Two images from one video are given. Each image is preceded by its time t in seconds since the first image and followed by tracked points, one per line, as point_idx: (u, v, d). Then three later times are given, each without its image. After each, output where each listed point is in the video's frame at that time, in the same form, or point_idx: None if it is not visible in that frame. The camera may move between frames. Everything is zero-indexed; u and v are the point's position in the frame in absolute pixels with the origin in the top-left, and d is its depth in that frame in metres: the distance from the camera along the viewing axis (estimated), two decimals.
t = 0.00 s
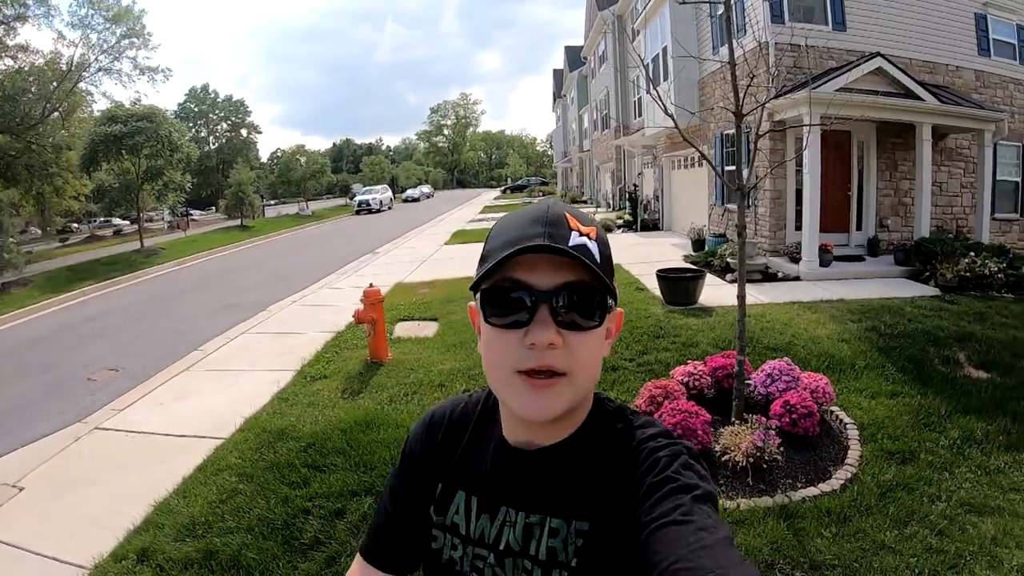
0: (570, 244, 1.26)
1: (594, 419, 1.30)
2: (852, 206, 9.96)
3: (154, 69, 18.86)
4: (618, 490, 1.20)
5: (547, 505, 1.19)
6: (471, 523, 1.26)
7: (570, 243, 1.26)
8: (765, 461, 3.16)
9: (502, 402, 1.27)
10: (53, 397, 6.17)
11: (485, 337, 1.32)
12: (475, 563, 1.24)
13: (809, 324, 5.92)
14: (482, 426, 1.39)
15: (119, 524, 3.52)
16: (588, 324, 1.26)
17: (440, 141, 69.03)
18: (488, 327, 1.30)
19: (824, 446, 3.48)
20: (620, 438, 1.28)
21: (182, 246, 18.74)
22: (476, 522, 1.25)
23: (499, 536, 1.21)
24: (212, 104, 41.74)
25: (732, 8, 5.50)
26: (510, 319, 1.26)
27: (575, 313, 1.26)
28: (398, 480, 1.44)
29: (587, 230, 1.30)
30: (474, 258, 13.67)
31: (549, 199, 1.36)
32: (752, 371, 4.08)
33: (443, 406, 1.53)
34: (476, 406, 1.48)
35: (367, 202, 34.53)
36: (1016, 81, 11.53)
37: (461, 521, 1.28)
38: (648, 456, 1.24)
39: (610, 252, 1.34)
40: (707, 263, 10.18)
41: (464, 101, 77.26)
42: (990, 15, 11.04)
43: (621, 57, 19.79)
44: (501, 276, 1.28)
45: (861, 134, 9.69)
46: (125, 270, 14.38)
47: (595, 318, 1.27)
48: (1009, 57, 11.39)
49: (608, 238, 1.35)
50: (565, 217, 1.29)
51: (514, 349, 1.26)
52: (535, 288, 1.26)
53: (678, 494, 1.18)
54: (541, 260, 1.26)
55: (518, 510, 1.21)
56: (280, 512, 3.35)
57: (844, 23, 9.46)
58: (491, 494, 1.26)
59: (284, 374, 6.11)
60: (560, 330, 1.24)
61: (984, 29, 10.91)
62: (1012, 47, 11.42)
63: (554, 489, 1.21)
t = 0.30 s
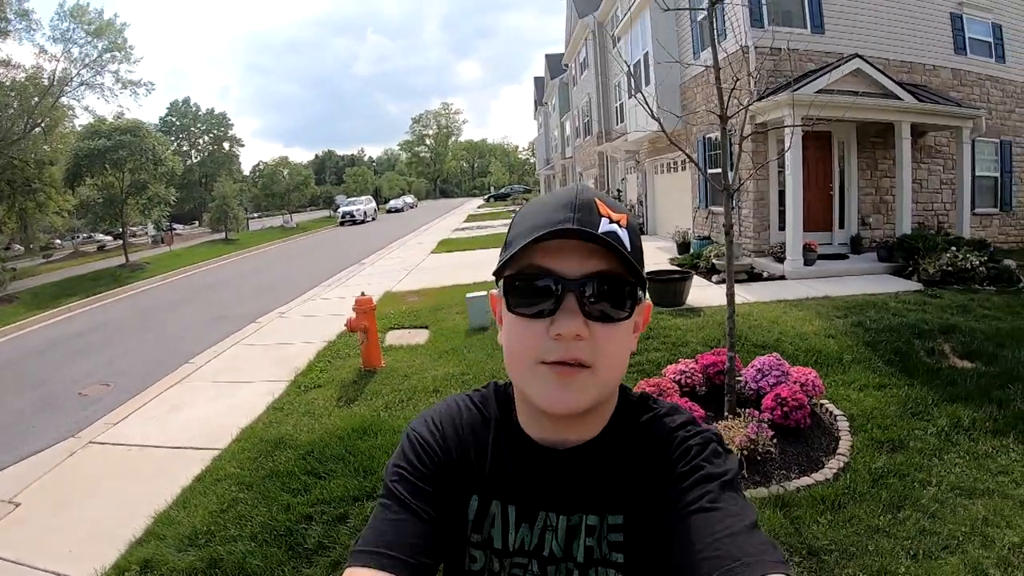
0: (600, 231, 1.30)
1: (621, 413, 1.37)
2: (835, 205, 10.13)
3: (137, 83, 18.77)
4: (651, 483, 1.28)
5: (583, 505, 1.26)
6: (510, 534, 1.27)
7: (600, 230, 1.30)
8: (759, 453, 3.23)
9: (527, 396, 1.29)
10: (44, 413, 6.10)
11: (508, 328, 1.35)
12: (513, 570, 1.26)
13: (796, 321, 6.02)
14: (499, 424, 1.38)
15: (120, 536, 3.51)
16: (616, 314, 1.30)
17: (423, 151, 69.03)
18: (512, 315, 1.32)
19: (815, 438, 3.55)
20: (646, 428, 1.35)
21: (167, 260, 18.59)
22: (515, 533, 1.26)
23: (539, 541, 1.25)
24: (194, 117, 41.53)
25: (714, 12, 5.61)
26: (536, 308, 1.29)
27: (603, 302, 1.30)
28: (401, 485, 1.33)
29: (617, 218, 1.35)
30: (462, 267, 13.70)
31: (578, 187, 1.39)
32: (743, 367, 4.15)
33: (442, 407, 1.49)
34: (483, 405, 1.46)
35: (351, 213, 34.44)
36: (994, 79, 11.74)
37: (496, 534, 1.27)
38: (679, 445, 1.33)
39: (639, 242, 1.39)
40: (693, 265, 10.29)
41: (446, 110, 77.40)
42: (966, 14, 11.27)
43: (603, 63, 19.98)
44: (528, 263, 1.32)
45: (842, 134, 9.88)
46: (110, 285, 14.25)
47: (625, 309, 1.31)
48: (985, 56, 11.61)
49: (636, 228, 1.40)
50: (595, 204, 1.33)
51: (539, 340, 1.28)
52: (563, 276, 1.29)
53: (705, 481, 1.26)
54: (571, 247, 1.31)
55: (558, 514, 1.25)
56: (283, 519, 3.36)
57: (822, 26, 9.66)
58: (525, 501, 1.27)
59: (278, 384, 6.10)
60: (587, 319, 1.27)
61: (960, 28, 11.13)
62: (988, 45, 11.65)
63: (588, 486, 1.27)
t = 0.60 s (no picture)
0: (603, 242, 1.32)
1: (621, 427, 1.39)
2: (817, 205, 10.32)
3: (118, 92, 18.62)
4: (656, 495, 1.29)
5: (589, 522, 1.26)
6: (522, 556, 1.24)
7: (605, 241, 1.32)
8: (752, 445, 3.30)
9: (530, 412, 1.29)
10: (35, 426, 6.04)
11: (510, 340, 1.35)
12: None
13: (782, 318, 6.13)
14: (499, 441, 1.36)
15: (121, 546, 3.50)
16: (619, 326, 1.31)
17: (405, 158, 68.99)
18: (514, 327, 1.33)
19: (805, 429, 3.63)
20: (649, 442, 1.38)
21: (151, 271, 18.39)
22: (527, 553, 1.24)
23: (548, 561, 1.23)
24: (175, 127, 41.23)
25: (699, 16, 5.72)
26: (539, 321, 1.31)
27: (606, 316, 1.31)
28: (405, 508, 1.27)
29: (621, 230, 1.37)
30: (449, 272, 13.72)
31: (580, 199, 1.42)
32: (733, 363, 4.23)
33: (435, 427, 1.45)
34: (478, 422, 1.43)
35: (334, 221, 34.28)
36: (971, 79, 11.99)
37: (508, 556, 1.25)
38: (684, 459, 1.35)
39: (642, 254, 1.41)
40: (679, 266, 10.40)
41: (429, 117, 77.39)
42: (942, 16, 11.53)
43: (585, 69, 20.16)
44: (531, 275, 1.33)
45: (822, 135, 10.08)
46: (94, 297, 14.08)
47: (628, 321, 1.33)
48: (961, 56, 11.87)
49: (640, 240, 1.42)
50: (599, 215, 1.35)
51: (542, 352, 1.29)
52: (566, 288, 1.31)
53: (706, 496, 1.28)
54: (573, 258, 1.33)
55: (568, 532, 1.25)
56: (287, 523, 3.38)
57: (801, 30, 9.86)
58: (534, 520, 1.26)
59: (272, 391, 6.10)
60: (590, 333, 1.29)
61: (935, 29, 11.38)
62: (964, 46, 11.92)
63: (594, 503, 1.27)
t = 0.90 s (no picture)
0: (594, 245, 1.32)
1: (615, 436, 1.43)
2: (807, 197, 10.46)
3: (110, 76, 18.48)
4: (654, 497, 1.34)
5: (586, 529, 1.26)
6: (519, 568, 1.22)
7: (594, 244, 1.32)
8: (745, 429, 3.43)
9: (521, 418, 1.28)
10: (33, 412, 6.07)
11: (500, 345, 1.34)
12: None
13: (773, 308, 6.27)
14: (487, 456, 1.35)
15: (129, 528, 3.57)
16: (611, 330, 1.31)
17: (396, 144, 68.65)
18: (503, 331, 1.33)
19: (795, 415, 3.77)
20: (642, 445, 1.42)
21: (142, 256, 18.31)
22: (524, 565, 1.22)
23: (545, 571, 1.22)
24: (164, 111, 40.85)
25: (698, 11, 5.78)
26: (529, 325, 1.30)
27: (598, 320, 1.31)
28: (392, 532, 1.25)
29: (611, 234, 1.37)
30: (442, 259, 13.76)
31: (570, 202, 1.42)
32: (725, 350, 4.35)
33: (419, 445, 1.43)
34: (463, 437, 1.42)
35: (325, 206, 34.14)
36: (962, 76, 12.15)
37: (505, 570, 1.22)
38: (678, 461, 1.41)
39: (633, 257, 1.41)
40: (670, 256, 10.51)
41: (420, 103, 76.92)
42: (935, 13, 11.65)
43: (578, 59, 20.18)
44: (520, 278, 1.33)
45: (814, 129, 10.20)
46: (85, 282, 14.03)
47: (619, 325, 1.32)
48: (953, 53, 12.01)
49: (630, 244, 1.43)
50: (589, 219, 1.35)
51: (532, 356, 1.28)
52: (556, 291, 1.31)
53: (702, 496, 1.34)
54: (564, 261, 1.33)
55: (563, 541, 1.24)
56: (294, 504, 3.47)
57: (796, 25, 9.95)
58: (530, 530, 1.24)
59: (270, 376, 6.16)
60: (581, 336, 1.28)
61: (929, 27, 11.51)
62: (956, 43, 12.06)
63: (591, 508, 1.28)
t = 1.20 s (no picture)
0: (604, 258, 1.33)
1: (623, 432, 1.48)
2: (800, 193, 10.59)
3: (103, 60, 18.35)
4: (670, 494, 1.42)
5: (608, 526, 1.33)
6: (539, 567, 1.26)
7: (604, 256, 1.34)
8: (737, 419, 3.54)
9: (534, 421, 1.30)
10: (32, 397, 6.11)
11: (512, 353, 1.35)
12: None
13: (765, 302, 6.40)
14: (499, 462, 1.34)
15: (135, 513, 3.65)
16: (622, 340, 1.32)
17: (389, 131, 68.28)
18: (516, 340, 1.33)
19: (786, 406, 3.88)
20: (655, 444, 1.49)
21: (135, 241, 18.24)
22: (544, 564, 1.26)
23: (565, 569, 1.26)
24: (155, 95, 40.53)
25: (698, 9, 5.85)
26: (540, 333, 1.31)
27: (609, 330, 1.32)
28: (411, 548, 1.24)
29: (620, 246, 1.38)
30: (436, 247, 13.81)
31: (580, 214, 1.43)
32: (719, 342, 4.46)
33: (430, 456, 1.40)
34: (470, 442, 1.40)
35: (317, 192, 34.01)
36: (956, 77, 12.28)
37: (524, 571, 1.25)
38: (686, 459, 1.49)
39: (641, 268, 1.42)
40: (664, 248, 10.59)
41: (413, 90, 76.48)
42: (932, 15, 11.75)
43: (575, 50, 20.17)
44: (532, 289, 1.34)
45: (809, 126, 10.31)
46: (78, 266, 13.98)
47: (629, 334, 1.34)
48: (949, 55, 12.14)
49: (639, 255, 1.44)
50: (598, 232, 1.37)
51: (544, 364, 1.29)
52: (568, 301, 1.32)
53: (710, 491, 1.44)
54: (574, 272, 1.34)
55: (580, 540, 1.29)
56: (299, 489, 3.55)
57: (793, 22, 10.03)
58: (548, 530, 1.28)
59: (270, 362, 6.23)
60: (591, 344, 1.29)
61: (925, 28, 11.62)
62: (951, 45, 12.18)
63: (608, 504, 1.35)
